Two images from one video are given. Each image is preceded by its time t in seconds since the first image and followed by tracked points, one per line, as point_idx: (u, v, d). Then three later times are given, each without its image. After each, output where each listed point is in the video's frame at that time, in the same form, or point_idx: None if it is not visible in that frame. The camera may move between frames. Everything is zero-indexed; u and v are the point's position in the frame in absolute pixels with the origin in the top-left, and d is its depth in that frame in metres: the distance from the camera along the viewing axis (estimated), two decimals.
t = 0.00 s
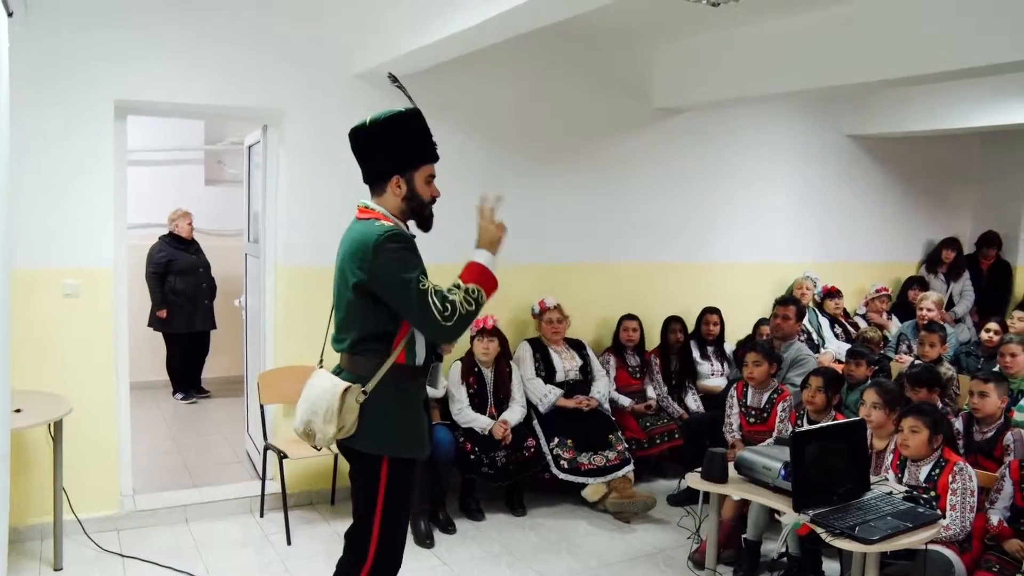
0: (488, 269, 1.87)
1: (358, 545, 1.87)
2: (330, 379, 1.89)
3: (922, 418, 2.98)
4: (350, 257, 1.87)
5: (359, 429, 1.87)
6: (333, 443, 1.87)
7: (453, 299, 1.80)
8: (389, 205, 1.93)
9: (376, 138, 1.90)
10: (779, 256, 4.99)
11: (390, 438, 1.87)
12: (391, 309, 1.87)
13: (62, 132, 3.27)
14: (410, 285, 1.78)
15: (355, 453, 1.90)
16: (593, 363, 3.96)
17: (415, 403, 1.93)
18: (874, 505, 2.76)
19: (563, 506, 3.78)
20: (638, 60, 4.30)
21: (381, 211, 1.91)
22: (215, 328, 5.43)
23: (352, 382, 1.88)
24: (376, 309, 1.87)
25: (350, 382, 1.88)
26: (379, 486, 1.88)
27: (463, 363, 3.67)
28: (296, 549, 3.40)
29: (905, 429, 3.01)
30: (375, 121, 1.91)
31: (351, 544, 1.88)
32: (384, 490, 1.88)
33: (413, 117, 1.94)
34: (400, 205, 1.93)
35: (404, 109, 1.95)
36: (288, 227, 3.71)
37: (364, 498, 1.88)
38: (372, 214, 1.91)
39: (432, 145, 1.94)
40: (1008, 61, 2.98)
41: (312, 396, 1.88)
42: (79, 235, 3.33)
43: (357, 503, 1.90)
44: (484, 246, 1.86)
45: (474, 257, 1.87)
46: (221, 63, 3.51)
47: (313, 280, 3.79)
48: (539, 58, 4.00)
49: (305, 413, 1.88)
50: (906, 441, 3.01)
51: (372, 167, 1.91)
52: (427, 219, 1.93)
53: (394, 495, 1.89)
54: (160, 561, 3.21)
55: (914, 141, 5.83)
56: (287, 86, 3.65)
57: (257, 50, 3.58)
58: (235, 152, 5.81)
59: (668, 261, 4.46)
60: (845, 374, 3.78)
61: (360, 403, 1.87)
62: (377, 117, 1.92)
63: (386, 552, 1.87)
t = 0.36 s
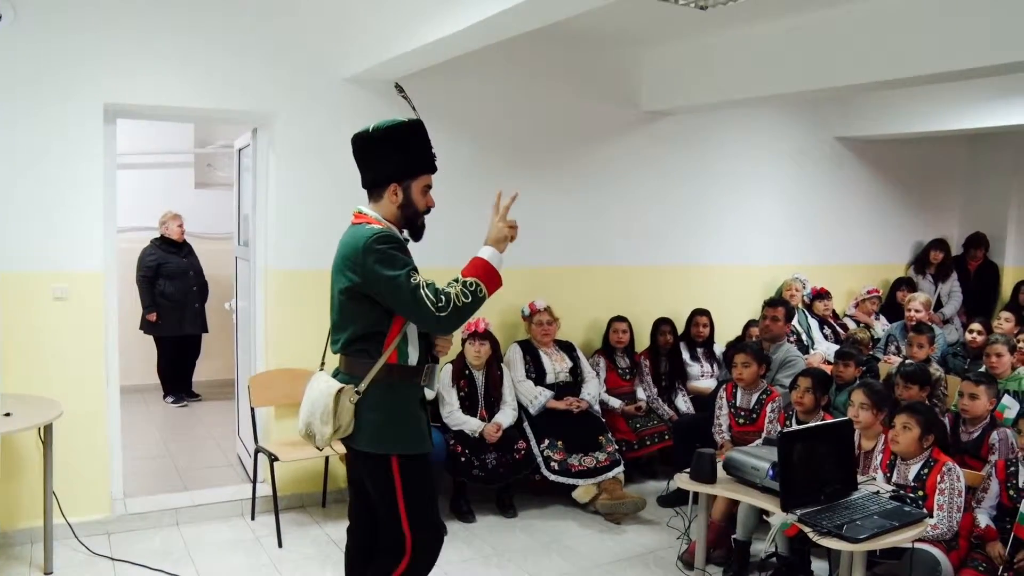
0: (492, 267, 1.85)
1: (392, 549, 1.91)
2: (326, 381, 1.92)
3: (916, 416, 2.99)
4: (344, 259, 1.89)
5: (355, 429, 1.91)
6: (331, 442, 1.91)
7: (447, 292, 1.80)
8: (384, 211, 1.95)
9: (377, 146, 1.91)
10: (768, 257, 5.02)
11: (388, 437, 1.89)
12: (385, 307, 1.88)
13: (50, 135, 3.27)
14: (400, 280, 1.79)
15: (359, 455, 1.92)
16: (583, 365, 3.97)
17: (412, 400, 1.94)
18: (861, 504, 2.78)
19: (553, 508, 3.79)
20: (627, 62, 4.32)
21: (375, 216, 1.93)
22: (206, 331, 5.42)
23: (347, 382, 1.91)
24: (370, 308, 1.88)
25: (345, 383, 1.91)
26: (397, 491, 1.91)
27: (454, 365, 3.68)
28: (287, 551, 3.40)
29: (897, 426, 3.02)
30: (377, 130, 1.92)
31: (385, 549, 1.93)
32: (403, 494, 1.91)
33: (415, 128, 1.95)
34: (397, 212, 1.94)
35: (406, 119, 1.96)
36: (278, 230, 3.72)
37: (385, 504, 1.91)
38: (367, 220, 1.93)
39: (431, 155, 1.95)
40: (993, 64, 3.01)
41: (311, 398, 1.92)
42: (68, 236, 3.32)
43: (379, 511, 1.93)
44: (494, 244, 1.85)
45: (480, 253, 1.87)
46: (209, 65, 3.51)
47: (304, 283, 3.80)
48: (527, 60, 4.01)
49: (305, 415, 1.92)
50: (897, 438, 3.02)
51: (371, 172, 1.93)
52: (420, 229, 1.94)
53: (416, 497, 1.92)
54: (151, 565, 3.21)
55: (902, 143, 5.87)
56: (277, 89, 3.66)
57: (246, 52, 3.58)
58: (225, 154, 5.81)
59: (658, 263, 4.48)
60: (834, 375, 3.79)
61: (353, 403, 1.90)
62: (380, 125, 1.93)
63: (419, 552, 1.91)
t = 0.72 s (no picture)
0: (490, 267, 1.88)
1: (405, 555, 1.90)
2: (325, 377, 1.93)
3: (912, 413, 3.00)
4: (346, 258, 1.90)
5: (355, 425, 1.92)
6: (329, 438, 1.93)
7: (449, 293, 1.82)
8: (388, 209, 1.96)
9: (381, 145, 1.92)
10: (763, 254, 5.03)
11: (387, 434, 1.90)
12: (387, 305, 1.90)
13: (45, 133, 3.27)
14: (403, 280, 1.81)
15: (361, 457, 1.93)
16: (579, 362, 3.98)
17: (410, 396, 1.95)
18: (855, 500, 2.80)
19: (549, 505, 3.80)
20: (622, 59, 4.32)
21: (378, 215, 1.94)
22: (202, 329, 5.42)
23: (346, 379, 1.92)
24: (371, 307, 1.89)
25: (345, 380, 1.92)
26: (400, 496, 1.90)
27: (451, 364, 3.67)
28: (283, 548, 3.41)
29: (892, 423, 3.03)
30: (385, 128, 1.93)
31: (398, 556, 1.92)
32: (407, 499, 1.90)
33: (418, 128, 1.96)
34: (399, 211, 1.95)
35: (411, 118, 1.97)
36: (274, 228, 3.72)
37: (390, 512, 1.91)
38: (370, 218, 1.93)
39: (434, 155, 1.97)
40: (985, 61, 3.03)
41: (310, 395, 1.93)
42: (63, 235, 3.32)
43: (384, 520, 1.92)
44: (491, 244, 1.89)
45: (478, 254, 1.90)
46: (203, 63, 3.51)
47: (301, 281, 3.80)
48: (523, 59, 4.01)
49: (303, 411, 1.93)
50: (892, 436, 3.04)
51: (376, 169, 1.93)
52: (424, 227, 1.97)
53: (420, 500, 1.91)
54: (147, 563, 3.21)
55: (897, 140, 5.88)
56: (272, 88, 3.66)
57: (240, 49, 3.58)
58: (220, 152, 5.80)
59: (653, 261, 4.49)
60: (829, 371, 3.79)
61: (354, 399, 1.91)
62: (385, 125, 1.94)
63: (433, 552, 1.89)
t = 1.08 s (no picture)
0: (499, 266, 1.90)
1: (406, 556, 1.91)
2: (334, 378, 1.93)
3: (908, 413, 3.01)
4: (355, 258, 1.89)
5: (366, 425, 1.93)
6: (340, 439, 1.93)
7: (461, 294, 1.84)
8: (393, 208, 1.96)
9: (385, 144, 1.92)
10: (761, 253, 5.03)
11: (396, 432, 1.92)
12: (397, 306, 1.90)
13: (41, 130, 3.26)
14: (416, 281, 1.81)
15: (370, 458, 1.94)
16: (576, 360, 3.97)
17: (418, 394, 1.97)
18: (851, 498, 2.80)
19: (546, 503, 3.80)
20: (620, 58, 4.32)
21: (385, 214, 1.94)
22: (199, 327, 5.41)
23: (356, 380, 1.92)
24: (380, 308, 1.89)
25: (355, 380, 1.92)
26: (404, 499, 1.92)
27: (450, 363, 3.66)
28: (280, 546, 3.41)
29: (889, 423, 3.04)
30: (388, 127, 1.92)
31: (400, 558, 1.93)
32: (411, 502, 1.92)
33: (421, 126, 1.96)
34: (404, 210, 1.96)
35: (413, 116, 1.96)
36: (271, 226, 3.72)
37: (394, 514, 1.92)
38: (376, 217, 1.94)
39: (437, 153, 1.96)
40: (982, 61, 3.03)
41: (319, 395, 1.93)
42: (61, 232, 3.32)
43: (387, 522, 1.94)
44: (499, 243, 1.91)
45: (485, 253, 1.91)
46: (201, 61, 3.51)
47: (299, 279, 3.80)
48: (521, 57, 4.01)
49: (312, 411, 1.93)
50: (889, 436, 3.04)
51: (381, 168, 1.93)
52: (428, 225, 1.97)
53: (423, 503, 1.93)
54: (144, 560, 3.21)
55: (895, 139, 5.88)
56: (270, 86, 3.66)
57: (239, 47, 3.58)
58: (217, 150, 5.81)
59: (651, 259, 4.50)
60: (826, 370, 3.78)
61: (366, 400, 1.92)
62: (390, 123, 1.94)
63: (435, 553, 1.91)
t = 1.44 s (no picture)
0: (494, 265, 1.90)
1: (404, 557, 1.91)
2: (333, 378, 1.93)
3: (904, 413, 3.02)
4: (350, 258, 1.89)
5: (365, 425, 1.93)
6: (339, 439, 1.93)
7: (455, 294, 1.83)
8: (386, 207, 1.96)
9: (379, 142, 1.93)
10: (758, 253, 5.04)
11: (396, 433, 1.92)
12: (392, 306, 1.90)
13: (36, 128, 3.25)
14: (410, 281, 1.81)
15: (368, 458, 1.94)
16: (572, 359, 3.96)
17: (417, 395, 1.97)
18: (846, 498, 2.81)
19: (541, 502, 3.80)
20: (617, 57, 4.32)
21: (380, 213, 1.94)
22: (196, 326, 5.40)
23: (354, 379, 1.92)
24: (376, 308, 1.89)
25: (353, 380, 1.92)
26: (402, 500, 1.92)
27: (446, 363, 3.68)
28: (276, 545, 3.40)
29: (884, 423, 3.05)
30: (381, 125, 1.93)
31: (397, 557, 1.93)
32: (409, 503, 1.92)
33: (416, 125, 1.96)
34: (397, 208, 1.96)
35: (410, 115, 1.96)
36: (267, 225, 3.71)
37: (393, 515, 1.92)
38: (371, 217, 1.94)
39: (432, 152, 1.96)
40: (978, 62, 3.04)
41: (317, 396, 1.93)
42: (56, 231, 3.31)
43: (386, 521, 1.94)
44: (495, 241, 1.89)
45: (481, 252, 1.90)
46: (196, 59, 3.50)
47: (295, 278, 3.79)
48: (518, 57, 4.01)
49: (312, 411, 1.93)
50: (884, 436, 3.05)
51: (375, 167, 1.94)
52: (421, 224, 1.97)
53: (422, 505, 1.93)
54: (139, 559, 3.21)
55: (891, 139, 5.89)
56: (267, 84, 3.66)
57: (235, 45, 3.57)
58: (213, 149, 5.82)
59: (647, 259, 4.50)
60: (822, 370, 3.79)
61: (363, 400, 1.92)
62: (384, 121, 1.94)
63: (433, 554, 1.92)
